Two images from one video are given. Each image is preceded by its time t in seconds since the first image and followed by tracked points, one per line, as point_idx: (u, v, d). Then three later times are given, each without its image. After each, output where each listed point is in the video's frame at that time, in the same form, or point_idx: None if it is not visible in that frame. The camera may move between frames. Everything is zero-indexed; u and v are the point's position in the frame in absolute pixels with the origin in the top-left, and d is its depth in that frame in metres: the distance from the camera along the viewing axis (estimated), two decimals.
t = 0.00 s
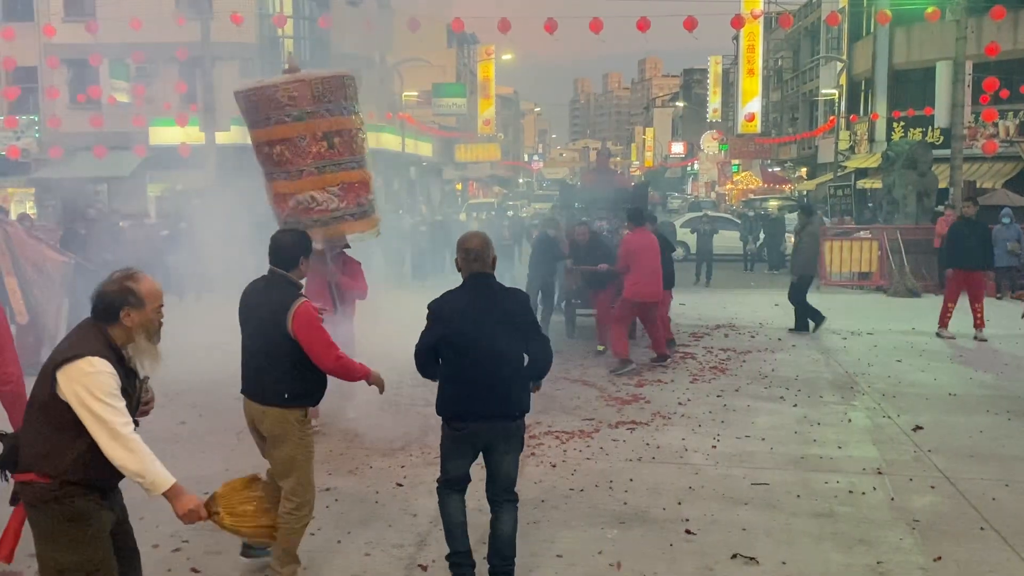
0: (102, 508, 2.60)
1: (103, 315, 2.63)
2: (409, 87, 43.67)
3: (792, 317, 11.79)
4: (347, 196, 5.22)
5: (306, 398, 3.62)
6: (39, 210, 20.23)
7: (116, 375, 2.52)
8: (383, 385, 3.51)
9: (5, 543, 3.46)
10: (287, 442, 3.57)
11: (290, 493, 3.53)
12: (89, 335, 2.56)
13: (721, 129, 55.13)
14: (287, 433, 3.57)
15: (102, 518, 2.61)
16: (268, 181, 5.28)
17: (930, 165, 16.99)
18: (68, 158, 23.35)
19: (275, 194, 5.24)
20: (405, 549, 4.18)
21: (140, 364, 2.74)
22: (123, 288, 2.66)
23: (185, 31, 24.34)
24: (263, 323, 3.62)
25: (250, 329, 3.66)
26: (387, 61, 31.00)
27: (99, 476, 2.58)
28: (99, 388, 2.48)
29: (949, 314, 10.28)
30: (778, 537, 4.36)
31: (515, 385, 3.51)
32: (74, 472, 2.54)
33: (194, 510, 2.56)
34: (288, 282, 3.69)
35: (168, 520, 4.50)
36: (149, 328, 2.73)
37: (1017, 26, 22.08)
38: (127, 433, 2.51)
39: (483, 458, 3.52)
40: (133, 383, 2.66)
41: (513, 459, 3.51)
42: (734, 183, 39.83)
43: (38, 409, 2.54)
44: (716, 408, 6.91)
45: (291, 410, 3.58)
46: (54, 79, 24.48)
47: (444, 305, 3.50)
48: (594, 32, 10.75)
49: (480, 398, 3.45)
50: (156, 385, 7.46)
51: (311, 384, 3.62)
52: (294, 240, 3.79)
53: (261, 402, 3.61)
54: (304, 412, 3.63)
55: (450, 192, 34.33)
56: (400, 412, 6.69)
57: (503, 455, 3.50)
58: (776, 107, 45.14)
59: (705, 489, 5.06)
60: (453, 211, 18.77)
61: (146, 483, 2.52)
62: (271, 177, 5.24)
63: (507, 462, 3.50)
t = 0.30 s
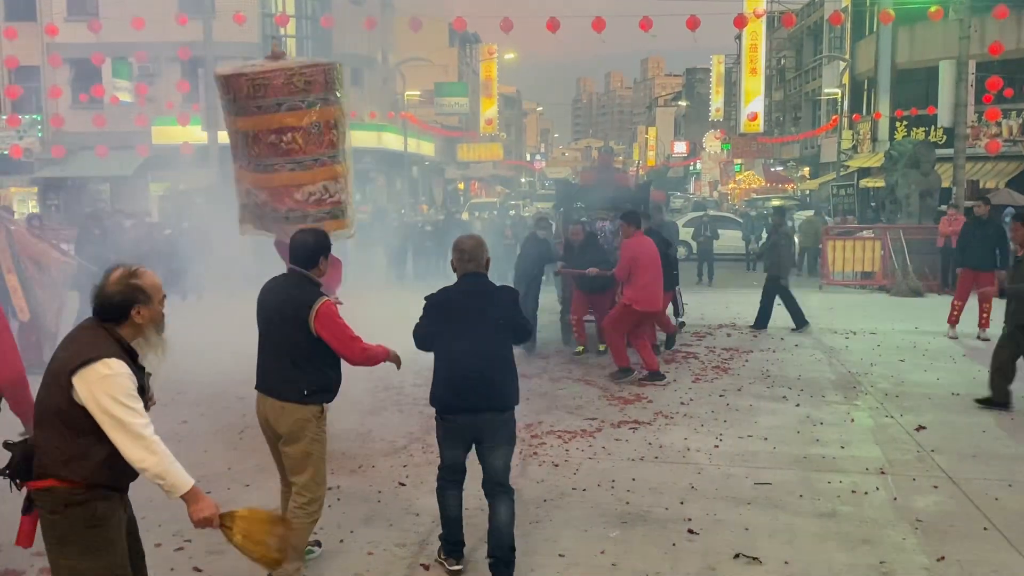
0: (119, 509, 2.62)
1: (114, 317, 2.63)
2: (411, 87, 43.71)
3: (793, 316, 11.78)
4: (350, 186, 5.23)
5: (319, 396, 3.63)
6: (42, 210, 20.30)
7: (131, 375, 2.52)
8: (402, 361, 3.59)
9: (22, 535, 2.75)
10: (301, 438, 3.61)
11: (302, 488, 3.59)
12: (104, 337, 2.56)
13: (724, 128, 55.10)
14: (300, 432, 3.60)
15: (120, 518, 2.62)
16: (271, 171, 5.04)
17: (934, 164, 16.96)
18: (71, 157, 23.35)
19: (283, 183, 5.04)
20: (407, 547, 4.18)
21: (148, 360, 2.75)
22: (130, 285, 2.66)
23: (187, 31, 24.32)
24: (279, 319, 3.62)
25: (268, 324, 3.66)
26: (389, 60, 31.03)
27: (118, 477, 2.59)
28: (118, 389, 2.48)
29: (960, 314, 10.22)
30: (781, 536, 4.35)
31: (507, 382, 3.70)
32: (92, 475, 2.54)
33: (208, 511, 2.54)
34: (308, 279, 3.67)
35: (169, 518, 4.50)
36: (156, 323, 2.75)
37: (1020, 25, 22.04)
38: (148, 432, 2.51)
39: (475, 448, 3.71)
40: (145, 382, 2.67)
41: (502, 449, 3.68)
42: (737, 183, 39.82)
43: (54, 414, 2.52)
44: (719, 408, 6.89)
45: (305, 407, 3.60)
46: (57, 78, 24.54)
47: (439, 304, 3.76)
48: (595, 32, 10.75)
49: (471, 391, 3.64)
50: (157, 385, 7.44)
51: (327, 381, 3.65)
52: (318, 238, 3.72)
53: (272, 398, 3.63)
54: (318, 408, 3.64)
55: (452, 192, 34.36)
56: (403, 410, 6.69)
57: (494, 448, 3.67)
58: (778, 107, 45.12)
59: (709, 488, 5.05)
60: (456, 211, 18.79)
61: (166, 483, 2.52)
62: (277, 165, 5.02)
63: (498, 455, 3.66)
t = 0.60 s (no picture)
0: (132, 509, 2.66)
1: (113, 314, 2.63)
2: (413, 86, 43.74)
3: (795, 315, 11.78)
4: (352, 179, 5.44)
5: (332, 386, 3.72)
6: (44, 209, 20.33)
7: (139, 372, 2.53)
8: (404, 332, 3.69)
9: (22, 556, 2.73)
10: (318, 426, 3.70)
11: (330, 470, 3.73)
12: (108, 336, 2.56)
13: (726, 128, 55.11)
14: (319, 419, 3.70)
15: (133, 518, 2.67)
16: (282, 162, 5.18)
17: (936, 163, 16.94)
18: (73, 156, 23.35)
19: (294, 174, 5.18)
20: (409, 546, 4.19)
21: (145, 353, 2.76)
22: (127, 279, 2.66)
23: (189, 30, 24.34)
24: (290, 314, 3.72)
25: (279, 319, 3.75)
26: (391, 59, 31.04)
27: (131, 478, 2.61)
28: (127, 390, 2.49)
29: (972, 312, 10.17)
30: (783, 535, 4.35)
31: (490, 372, 3.97)
32: (107, 476, 2.55)
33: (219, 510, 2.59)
34: (315, 273, 3.78)
35: (171, 517, 4.50)
36: (151, 316, 2.76)
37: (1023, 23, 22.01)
38: (159, 432, 2.52)
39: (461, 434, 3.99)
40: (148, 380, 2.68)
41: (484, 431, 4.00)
42: (739, 181, 39.78)
43: (65, 419, 2.52)
44: (721, 407, 6.88)
45: (318, 396, 3.69)
46: (59, 77, 24.59)
47: (432, 298, 3.93)
48: (596, 30, 10.77)
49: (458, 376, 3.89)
50: (159, 384, 7.45)
51: (338, 370, 3.74)
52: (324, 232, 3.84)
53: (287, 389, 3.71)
54: (331, 398, 3.73)
55: (454, 191, 34.35)
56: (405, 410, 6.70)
57: (476, 431, 3.96)
58: (780, 106, 45.08)
59: (711, 487, 5.05)
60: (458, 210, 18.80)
61: (178, 483, 2.54)
62: (290, 156, 5.18)
63: (479, 437, 3.96)
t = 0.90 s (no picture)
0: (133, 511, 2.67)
1: (102, 316, 2.63)
2: (415, 85, 43.76)
3: (797, 314, 11.78)
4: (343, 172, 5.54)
5: (348, 384, 3.81)
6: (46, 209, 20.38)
7: (133, 373, 2.54)
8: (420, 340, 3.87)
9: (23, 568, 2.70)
10: (334, 425, 3.80)
11: (345, 470, 3.82)
12: (99, 339, 2.56)
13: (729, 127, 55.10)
14: (334, 418, 3.80)
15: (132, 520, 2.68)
16: (287, 148, 5.16)
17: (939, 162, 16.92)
18: (75, 156, 23.39)
19: (298, 161, 5.17)
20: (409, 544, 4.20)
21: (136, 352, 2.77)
22: (117, 278, 2.67)
23: (190, 29, 24.36)
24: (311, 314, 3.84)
25: (299, 318, 3.87)
26: (392, 59, 31.05)
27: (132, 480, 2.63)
28: (121, 393, 2.49)
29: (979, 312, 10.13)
30: (785, 534, 4.35)
31: (479, 366, 4.07)
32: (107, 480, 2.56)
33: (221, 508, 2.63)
34: (332, 274, 3.87)
35: (173, 516, 4.51)
36: (139, 317, 2.77)
37: None
38: (158, 433, 2.54)
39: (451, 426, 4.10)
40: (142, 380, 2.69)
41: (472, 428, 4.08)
42: (741, 180, 39.75)
43: (61, 425, 2.52)
44: (723, 406, 6.88)
45: (335, 395, 3.78)
46: (62, 77, 24.64)
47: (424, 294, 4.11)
48: (597, 29, 10.77)
49: (445, 368, 4.02)
50: (162, 382, 7.48)
51: (355, 368, 3.82)
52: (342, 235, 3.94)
53: (303, 386, 3.82)
54: (349, 396, 3.83)
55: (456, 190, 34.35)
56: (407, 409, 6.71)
57: (466, 424, 4.05)
58: (782, 105, 45.05)
59: (713, 486, 5.07)
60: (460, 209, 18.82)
61: (179, 485, 2.56)
62: (294, 142, 5.17)
63: (470, 431, 4.05)
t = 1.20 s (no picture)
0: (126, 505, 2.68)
1: (84, 311, 2.63)
2: (416, 83, 43.74)
3: (798, 311, 11.76)
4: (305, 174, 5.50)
5: (347, 382, 3.83)
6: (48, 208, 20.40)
7: (118, 363, 2.55)
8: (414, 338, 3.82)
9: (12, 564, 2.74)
10: (331, 421, 3.82)
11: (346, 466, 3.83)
12: (82, 333, 2.57)
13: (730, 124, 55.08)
14: (334, 414, 3.82)
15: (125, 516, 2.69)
16: (278, 141, 5.05)
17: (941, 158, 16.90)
18: (77, 154, 23.40)
19: (285, 156, 5.06)
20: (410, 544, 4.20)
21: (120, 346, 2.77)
22: (96, 270, 2.67)
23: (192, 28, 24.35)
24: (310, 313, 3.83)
25: (300, 316, 3.88)
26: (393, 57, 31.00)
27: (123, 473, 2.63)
28: (109, 383, 2.50)
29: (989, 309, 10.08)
30: (787, 531, 4.35)
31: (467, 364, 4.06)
32: (99, 476, 2.57)
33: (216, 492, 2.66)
34: (332, 274, 3.87)
35: (175, 515, 4.52)
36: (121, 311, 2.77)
37: None
38: (147, 424, 2.55)
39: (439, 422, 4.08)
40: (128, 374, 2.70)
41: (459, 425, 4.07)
42: (743, 177, 39.71)
43: (49, 421, 2.52)
44: (725, 404, 6.88)
45: (331, 391, 3.82)
46: (63, 75, 24.62)
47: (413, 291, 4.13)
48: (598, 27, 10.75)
49: (431, 366, 4.01)
50: (163, 381, 7.48)
51: (353, 366, 3.85)
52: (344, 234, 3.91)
53: (304, 384, 3.86)
54: (345, 393, 3.85)
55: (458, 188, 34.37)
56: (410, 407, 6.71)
57: (454, 419, 4.06)
58: (784, 102, 45.03)
59: (716, 483, 5.06)
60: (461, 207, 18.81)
61: (172, 472, 2.58)
62: (282, 136, 5.08)
63: (457, 427, 4.06)
